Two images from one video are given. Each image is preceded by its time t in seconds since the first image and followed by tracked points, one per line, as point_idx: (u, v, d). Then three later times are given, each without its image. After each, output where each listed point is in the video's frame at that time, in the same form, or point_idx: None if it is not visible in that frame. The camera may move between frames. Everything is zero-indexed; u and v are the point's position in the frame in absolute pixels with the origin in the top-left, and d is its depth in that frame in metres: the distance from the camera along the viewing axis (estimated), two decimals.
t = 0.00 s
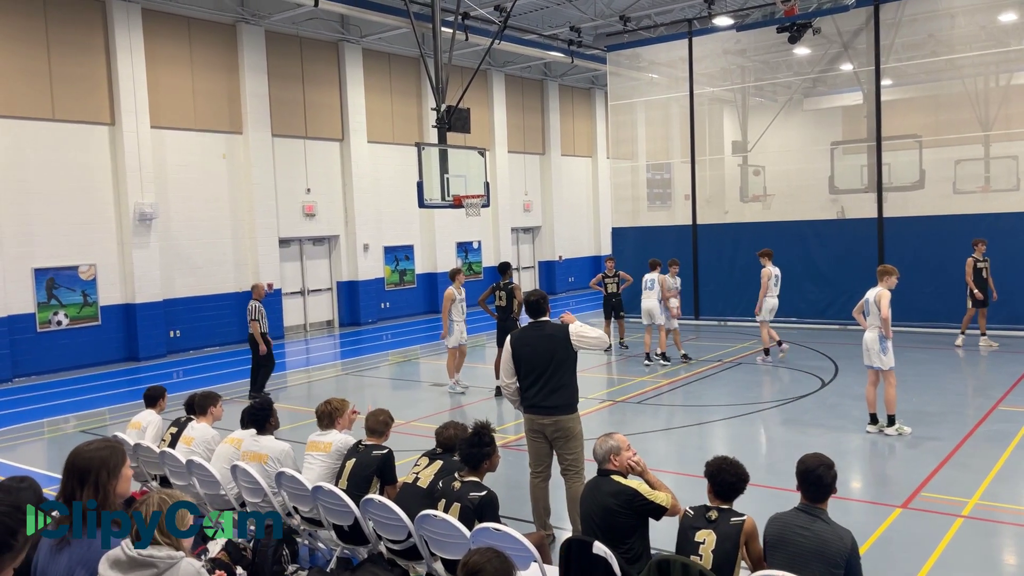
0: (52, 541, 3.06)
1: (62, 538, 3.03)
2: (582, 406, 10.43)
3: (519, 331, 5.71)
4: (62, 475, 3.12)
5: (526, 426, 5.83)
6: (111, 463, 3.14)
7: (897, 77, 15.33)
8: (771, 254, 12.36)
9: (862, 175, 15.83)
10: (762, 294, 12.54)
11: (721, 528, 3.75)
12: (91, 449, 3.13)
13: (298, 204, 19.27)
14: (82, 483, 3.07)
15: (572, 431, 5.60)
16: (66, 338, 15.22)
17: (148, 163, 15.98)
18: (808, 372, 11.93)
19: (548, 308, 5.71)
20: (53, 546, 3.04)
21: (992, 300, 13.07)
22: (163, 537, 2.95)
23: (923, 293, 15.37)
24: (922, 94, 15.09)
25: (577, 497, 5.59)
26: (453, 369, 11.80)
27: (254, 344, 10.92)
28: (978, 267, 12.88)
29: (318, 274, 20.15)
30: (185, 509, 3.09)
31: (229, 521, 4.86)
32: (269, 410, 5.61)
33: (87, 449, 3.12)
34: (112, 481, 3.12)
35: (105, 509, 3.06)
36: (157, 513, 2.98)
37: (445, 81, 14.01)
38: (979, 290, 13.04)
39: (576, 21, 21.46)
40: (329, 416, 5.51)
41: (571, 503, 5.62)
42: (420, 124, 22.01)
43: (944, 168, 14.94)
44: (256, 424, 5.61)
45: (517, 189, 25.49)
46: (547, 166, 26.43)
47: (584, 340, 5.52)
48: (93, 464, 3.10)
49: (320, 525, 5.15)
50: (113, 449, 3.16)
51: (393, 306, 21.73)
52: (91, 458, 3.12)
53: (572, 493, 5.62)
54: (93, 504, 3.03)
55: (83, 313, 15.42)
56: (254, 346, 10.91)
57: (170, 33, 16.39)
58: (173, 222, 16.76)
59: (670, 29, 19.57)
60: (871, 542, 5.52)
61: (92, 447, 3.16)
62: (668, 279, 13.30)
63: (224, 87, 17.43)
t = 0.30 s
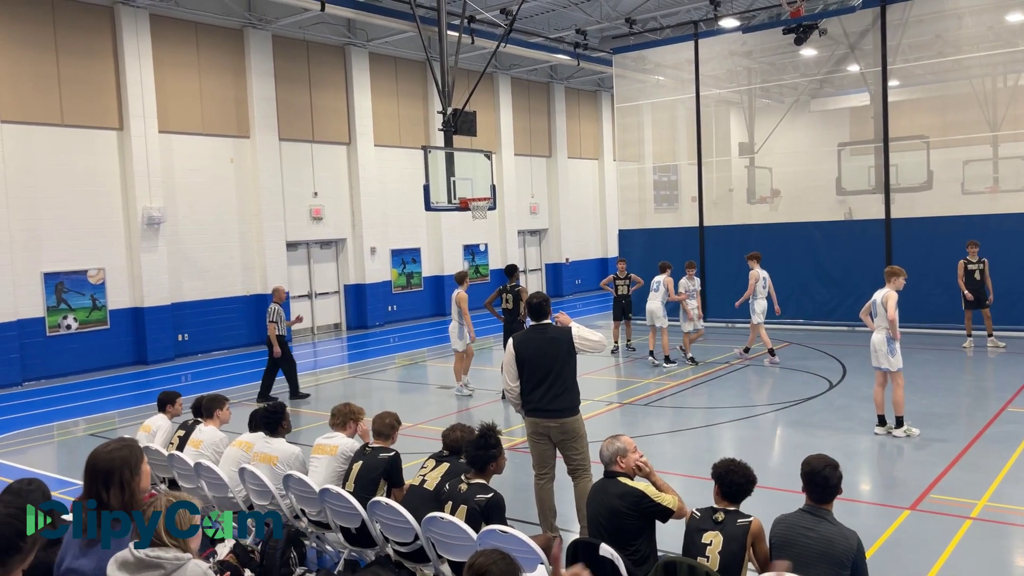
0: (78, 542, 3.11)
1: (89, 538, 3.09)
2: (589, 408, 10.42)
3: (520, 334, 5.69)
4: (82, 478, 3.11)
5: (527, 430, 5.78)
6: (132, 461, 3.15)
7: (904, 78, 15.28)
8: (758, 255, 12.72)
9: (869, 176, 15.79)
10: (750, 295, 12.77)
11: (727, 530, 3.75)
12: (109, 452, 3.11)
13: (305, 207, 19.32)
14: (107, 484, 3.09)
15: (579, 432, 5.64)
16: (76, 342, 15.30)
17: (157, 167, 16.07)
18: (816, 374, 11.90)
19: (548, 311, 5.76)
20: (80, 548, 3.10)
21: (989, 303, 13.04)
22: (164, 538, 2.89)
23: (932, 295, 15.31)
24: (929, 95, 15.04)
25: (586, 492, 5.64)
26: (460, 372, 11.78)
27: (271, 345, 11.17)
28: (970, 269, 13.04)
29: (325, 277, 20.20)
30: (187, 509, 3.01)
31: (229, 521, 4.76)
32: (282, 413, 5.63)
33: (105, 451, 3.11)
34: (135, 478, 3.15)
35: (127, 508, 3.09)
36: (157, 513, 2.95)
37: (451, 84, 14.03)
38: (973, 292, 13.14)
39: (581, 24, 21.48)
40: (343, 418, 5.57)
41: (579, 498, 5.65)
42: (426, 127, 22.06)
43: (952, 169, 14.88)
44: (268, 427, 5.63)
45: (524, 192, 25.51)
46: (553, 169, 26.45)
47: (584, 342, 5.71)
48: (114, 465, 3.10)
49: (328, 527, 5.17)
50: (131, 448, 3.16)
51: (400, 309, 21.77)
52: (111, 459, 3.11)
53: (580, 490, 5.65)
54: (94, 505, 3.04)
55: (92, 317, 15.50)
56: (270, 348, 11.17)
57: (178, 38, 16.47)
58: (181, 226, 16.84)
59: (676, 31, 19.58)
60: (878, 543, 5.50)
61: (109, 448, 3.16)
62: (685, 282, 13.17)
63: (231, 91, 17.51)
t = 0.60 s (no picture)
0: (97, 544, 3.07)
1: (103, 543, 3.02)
2: (595, 409, 10.42)
3: (523, 336, 5.66)
4: (98, 483, 3.07)
5: (531, 431, 5.78)
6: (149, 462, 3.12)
7: (910, 78, 15.24)
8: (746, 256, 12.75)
9: (875, 176, 15.75)
10: (740, 297, 12.98)
11: (735, 531, 3.74)
12: (124, 456, 3.09)
13: (311, 210, 19.36)
14: (128, 487, 3.07)
15: (583, 434, 5.63)
16: (82, 345, 15.35)
17: (162, 170, 16.12)
18: (822, 375, 11.87)
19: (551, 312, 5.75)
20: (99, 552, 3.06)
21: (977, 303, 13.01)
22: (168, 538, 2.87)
23: (938, 295, 15.26)
24: (935, 95, 15.00)
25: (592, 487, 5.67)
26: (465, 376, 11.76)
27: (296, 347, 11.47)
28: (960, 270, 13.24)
29: (331, 280, 20.23)
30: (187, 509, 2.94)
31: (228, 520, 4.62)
32: (295, 416, 5.63)
33: (121, 455, 3.08)
34: (154, 479, 3.13)
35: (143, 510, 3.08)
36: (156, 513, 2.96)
37: (456, 86, 14.04)
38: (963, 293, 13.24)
39: (586, 25, 21.50)
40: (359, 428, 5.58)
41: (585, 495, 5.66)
42: (431, 129, 22.08)
43: (958, 169, 14.82)
44: (282, 429, 5.63)
45: (529, 193, 25.52)
46: (558, 170, 26.45)
47: (588, 343, 5.70)
48: (132, 468, 3.08)
49: (334, 530, 5.18)
50: (146, 449, 3.14)
51: (406, 311, 21.79)
52: (127, 462, 3.09)
53: (586, 488, 5.66)
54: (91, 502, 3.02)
55: (99, 320, 15.54)
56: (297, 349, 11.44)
57: (183, 42, 16.52)
58: (187, 229, 16.88)
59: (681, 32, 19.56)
60: (885, 544, 5.48)
61: (124, 452, 3.13)
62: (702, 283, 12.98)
63: (236, 94, 17.56)
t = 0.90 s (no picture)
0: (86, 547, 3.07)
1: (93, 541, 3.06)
2: (600, 411, 10.40)
3: (527, 336, 5.68)
4: (90, 483, 3.14)
5: (536, 432, 5.79)
6: (142, 464, 3.22)
7: (915, 78, 15.20)
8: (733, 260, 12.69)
9: (880, 176, 15.72)
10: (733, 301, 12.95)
11: (741, 533, 3.72)
12: (118, 456, 3.18)
13: (315, 212, 19.39)
14: (119, 488, 3.13)
15: (587, 435, 5.62)
16: (88, 348, 15.39)
17: (167, 173, 16.15)
18: (828, 376, 11.83)
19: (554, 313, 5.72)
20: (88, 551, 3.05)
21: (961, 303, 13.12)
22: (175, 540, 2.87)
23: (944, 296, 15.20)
24: (940, 95, 14.95)
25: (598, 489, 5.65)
26: (471, 377, 11.76)
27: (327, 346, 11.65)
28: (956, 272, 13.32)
29: (336, 282, 20.24)
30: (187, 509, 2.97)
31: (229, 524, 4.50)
32: (308, 419, 5.70)
33: (115, 456, 3.17)
34: (146, 480, 3.22)
35: (137, 509, 3.14)
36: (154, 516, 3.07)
37: (461, 88, 14.04)
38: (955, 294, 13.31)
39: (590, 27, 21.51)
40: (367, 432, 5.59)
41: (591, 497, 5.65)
42: (435, 132, 22.10)
43: (964, 169, 14.78)
44: (296, 431, 5.67)
45: (533, 195, 25.53)
46: (563, 172, 26.45)
47: (591, 343, 5.60)
48: (126, 468, 3.16)
49: (339, 531, 5.16)
50: (140, 450, 3.24)
51: (411, 313, 21.80)
52: (121, 462, 3.18)
53: (591, 489, 5.65)
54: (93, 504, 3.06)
55: (104, 323, 15.58)
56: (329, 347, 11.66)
57: (188, 46, 16.57)
58: (192, 232, 16.91)
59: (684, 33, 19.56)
60: (892, 546, 5.46)
61: (117, 453, 3.21)
62: (717, 283, 12.83)
63: (241, 96, 17.61)
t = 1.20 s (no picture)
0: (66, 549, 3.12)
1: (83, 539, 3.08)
2: (604, 412, 10.39)
3: (529, 338, 5.70)
4: (71, 484, 3.13)
5: (541, 434, 5.81)
6: (124, 469, 3.19)
7: (919, 79, 15.18)
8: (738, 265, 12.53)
9: (883, 177, 15.69)
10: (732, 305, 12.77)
11: (744, 536, 3.72)
12: (102, 459, 3.16)
13: (319, 214, 19.42)
14: (96, 491, 3.10)
15: (589, 435, 5.59)
16: (93, 350, 15.42)
17: (171, 175, 16.18)
18: (832, 377, 11.80)
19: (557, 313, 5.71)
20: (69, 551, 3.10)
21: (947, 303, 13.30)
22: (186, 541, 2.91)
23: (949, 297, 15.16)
24: (944, 95, 14.92)
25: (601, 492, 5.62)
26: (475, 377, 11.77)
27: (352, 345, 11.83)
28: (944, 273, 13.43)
29: (339, 284, 20.26)
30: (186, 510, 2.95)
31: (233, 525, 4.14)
32: (319, 422, 5.74)
33: (99, 458, 3.16)
34: (127, 486, 3.17)
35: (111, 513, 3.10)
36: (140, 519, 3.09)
37: (464, 90, 14.05)
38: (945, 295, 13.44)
39: (593, 28, 21.53)
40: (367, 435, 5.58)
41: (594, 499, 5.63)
42: (438, 134, 22.13)
43: (968, 170, 14.74)
44: (306, 431, 5.72)
45: (536, 197, 25.53)
46: (566, 173, 26.47)
47: (592, 344, 5.53)
48: (107, 471, 3.14)
49: (344, 533, 5.16)
50: (125, 455, 3.22)
51: (414, 315, 21.80)
52: (104, 465, 3.16)
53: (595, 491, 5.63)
54: (93, 505, 3.06)
55: (109, 325, 15.61)
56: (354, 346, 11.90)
57: (192, 48, 16.62)
58: (195, 234, 16.94)
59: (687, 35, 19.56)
60: (897, 547, 5.44)
61: (103, 456, 3.20)
62: (728, 285, 12.65)
63: (245, 98, 17.66)
